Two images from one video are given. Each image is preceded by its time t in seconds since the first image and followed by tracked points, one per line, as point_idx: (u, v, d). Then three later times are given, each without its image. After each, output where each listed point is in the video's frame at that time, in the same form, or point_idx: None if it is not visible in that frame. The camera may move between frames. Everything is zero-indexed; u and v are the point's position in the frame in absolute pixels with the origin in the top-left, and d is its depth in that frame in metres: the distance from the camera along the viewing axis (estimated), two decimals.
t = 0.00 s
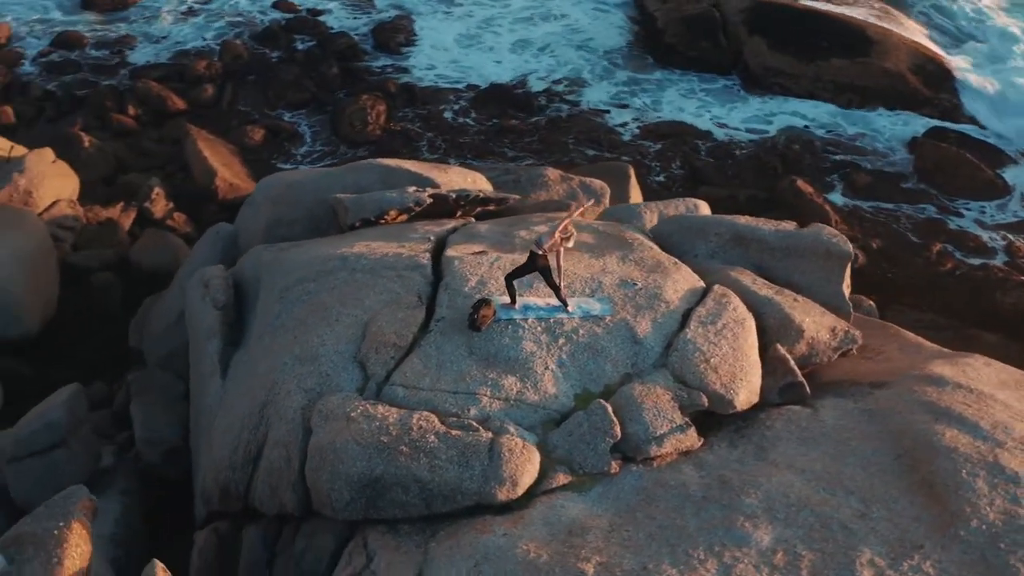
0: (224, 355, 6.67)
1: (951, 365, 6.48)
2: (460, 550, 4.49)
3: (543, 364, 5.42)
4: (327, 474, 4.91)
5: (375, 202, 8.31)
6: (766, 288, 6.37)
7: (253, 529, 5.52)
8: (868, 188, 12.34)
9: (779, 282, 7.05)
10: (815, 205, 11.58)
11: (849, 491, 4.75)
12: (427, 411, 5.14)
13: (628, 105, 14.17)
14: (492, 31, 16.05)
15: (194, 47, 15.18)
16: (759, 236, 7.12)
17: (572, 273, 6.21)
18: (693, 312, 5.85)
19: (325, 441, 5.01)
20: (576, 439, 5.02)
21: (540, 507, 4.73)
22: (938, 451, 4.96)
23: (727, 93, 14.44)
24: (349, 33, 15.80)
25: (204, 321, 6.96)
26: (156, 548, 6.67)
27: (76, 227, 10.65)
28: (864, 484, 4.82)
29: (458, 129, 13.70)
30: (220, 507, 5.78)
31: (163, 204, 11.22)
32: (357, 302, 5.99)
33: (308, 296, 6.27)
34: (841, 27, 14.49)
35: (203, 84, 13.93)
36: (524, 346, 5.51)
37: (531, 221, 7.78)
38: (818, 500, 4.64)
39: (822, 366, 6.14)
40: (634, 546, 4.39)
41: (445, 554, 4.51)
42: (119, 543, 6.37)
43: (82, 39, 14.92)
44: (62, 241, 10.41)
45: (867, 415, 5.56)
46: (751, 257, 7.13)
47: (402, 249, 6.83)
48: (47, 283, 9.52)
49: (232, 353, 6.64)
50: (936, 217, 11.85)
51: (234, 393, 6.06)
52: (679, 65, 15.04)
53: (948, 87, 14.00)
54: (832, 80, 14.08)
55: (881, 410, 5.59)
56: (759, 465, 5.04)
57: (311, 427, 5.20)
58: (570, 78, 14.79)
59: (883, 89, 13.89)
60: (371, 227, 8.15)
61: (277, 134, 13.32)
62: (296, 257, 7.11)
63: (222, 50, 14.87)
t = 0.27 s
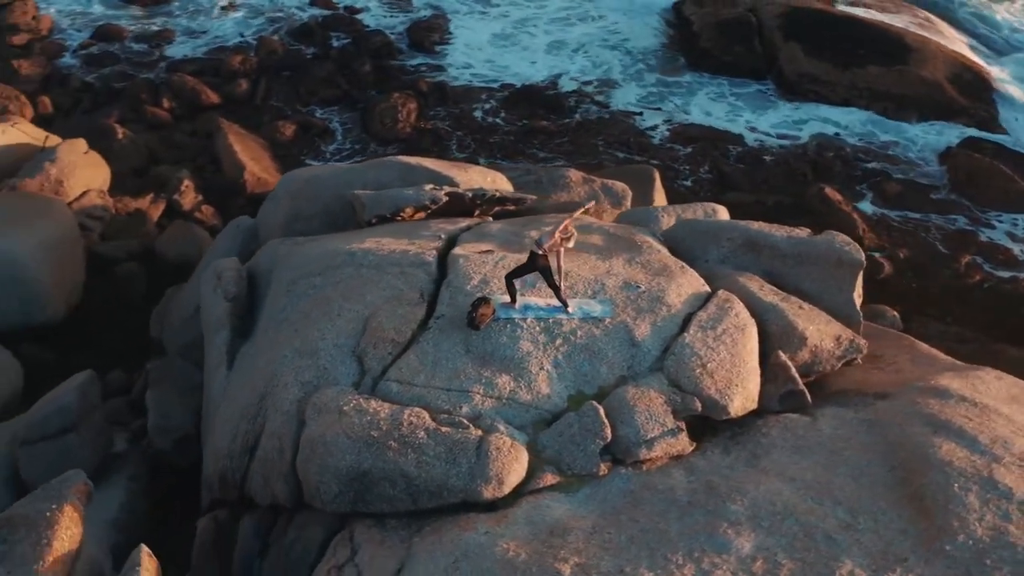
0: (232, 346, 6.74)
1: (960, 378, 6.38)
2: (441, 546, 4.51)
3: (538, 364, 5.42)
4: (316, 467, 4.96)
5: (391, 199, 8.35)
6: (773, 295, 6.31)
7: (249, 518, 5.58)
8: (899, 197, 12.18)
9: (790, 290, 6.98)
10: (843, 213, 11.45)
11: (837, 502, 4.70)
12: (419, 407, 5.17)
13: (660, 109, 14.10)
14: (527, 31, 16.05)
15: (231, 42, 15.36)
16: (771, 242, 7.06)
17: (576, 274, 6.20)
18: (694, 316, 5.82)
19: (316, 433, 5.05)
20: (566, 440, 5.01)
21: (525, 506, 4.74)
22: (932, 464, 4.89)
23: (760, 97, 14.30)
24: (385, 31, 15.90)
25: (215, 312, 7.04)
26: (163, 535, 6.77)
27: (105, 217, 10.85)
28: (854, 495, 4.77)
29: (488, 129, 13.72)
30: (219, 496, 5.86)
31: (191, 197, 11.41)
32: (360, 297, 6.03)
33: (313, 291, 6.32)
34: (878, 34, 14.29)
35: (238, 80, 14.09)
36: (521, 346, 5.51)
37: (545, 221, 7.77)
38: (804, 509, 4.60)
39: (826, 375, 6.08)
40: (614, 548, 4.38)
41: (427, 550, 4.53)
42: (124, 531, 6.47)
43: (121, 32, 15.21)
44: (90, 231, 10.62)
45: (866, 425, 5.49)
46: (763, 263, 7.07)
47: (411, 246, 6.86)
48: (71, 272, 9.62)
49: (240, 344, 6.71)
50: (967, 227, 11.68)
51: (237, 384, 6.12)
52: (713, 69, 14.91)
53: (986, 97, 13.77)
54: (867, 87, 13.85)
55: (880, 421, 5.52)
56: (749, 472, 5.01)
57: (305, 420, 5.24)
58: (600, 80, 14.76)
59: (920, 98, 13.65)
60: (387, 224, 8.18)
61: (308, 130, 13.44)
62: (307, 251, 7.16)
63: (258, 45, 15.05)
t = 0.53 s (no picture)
0: (240, 338, 6.81)
1: (969, 390, 6.27)
2: (423, 541, 4.53)
3: (534, 363, 5.42)
4: (307, 458, 5.00)
5: (408, 196, 8.37)
6: (779, 301, 6.25)
7: (246, 507, 5.65)
8: (930, 206, 12.00)
9: (800, 296, 6.92)
10: (871, 222, 11.29)
11: (824, 511, 4.66)
12: (412, 402, 5.19)
13: (691, 112, 14.02)
14: (562, 31, 16.02)
15: (268, 38, 15.51)
16: (783, 247, 6.99)
17: (579, 275, 6.19)
18: (695, 320, 5.78)
19: (309, 425, 5.10)
20: (555, 440, 5.01)
21: (510, 505, 4.74)
22: (925, 476, 4.83)
23: (791, 101, 14.17)
24: (420, 30, 15.97)
25: (227, 303, 7.12)
26: (170, 522, 6.87)
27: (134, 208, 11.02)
28: (843, 505, 4.72)
29: (518, 128, 13.73)
30: (220, 485, 5.93)
31: (220, 189, 11.53)
32: (363, 292, 6.06)
33: (319, 284, 6.37)
34: (915, 42, 14.09)
35: (272, 75, 14.22)
36: (518, 344, 5.51)
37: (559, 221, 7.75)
38: (789, 517, 4.58)
39: (830, 383, 6.01)
40: (592, 549, 4.38)
41: (409, 545, 4.56)
42: (132, 521, 6.59)
43: (160, 23, 15.41)
44: (118, 221, 10.75)
45: (865, 435, 5.43)
46: (775, 268, 7.01)
47: (420, 242, 6.88)
48: (97, 261, 9.76)
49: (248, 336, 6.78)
50: (998, 239, 11.50)
51: (241, 374, 6.19)
52: (747, 74, 14.74)
53: None
54: (903, 95, 13.63)
55: (879, 431, 5.46)
56: (740, 478, 4.98)
57: (300, 412, 5.29)
58: (630, 80, 14.72)
59: (958, 105, 13.39)
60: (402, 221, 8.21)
61: (339, 125, 13.53)
62: (319, 245, 7.22)
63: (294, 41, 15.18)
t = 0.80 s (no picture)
0: (250, 328, 6.90)
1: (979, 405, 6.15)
2: (403, 535, 4.56)
3: (528, 362, 5.42)
4: (298, 449, 5.06)
5: (427, 193, 8.42)
6: (786, 308, 6.18)
7: (243, 495, 5.72)
8: (967, 218, 11.79)
9: (812, 305, 6.84)
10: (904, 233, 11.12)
11: (808, 521, 4.61)
12: (404, 397, 5.22)
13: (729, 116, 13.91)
14: (603, 32, 15.98)
15: (311, 34, 15.66)
16: (796, 255, 6.92)
17: (583, 276, 6.18)
18: (696, 325, 5.75)
19: (302, 416, 5.15)
20: (544, 440, 5.01)
21: (493, 503, 4.75)
22: (916, 490, 4.75)
23: (828, 107, 14.00)
24: (461, 28, 16.02)
25: (240, 293, 7.21)
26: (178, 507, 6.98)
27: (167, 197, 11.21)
28: (829, 515, 4.67)
29: (553, 129, 13.73)
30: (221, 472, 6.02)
31: (253, 182, 11.70)
32: (367, 287, 6.11)
33: (326, 278, 6.42)
34: (961, 50, 13.78)
35: (311, 70, 14.36)
36: (515, 343, 5.52)
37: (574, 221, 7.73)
38: (772, 526, 4.53)
39: (833, 394, 5.94)
40: (569, 550, 4.38)
41: (390, 538, 4.59)
42: (142, 507, 6.69)
43: (206, 17, 15.65)
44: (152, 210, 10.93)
45: (862, 446, 5.35)
46: (787, 276, 6.94)
47: (430, 239, 6.92)
48: (127, 249, 9.94)
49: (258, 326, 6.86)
50: None
51: (246, 363, 6.27)
52: (788, 80, 14.58)
53: None
54: (945, 104, 13.41)
55: (877, 443, 5.37)
56: (728, 484, 4.94)
57: (295, 402, 5.35)
58: (667, 82, 14.66)
59: (1000, 117, 13.17)
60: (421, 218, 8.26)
61: (375, 122, 13.62)
62: (333, 239, 7.28)
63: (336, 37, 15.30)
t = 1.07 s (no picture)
0: (259, 320, 6.96)
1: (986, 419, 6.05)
2: (387, 529, 4.59)
3: (524, 362, 5.43)
4: (290, 440, 5.11)
5: (444, 191, 8.44)
6: (791, 315, 6.13)
7: (241, 484, 5.78)
8: (999, 230, 11.60)
9: (822, 313, 6.76)
10: (933, 243, 10.96)
11: (793, 528, 4.58)
12: (398, 392, 5.25)
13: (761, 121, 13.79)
14: (638, 34, 15.91)
15: (347, 31, 15.77)
16: (807, 262, 6.85)
17: (587, 276, 6.17)
18: (696, 329, 5.72)
19: (296, 408, 5.20)
20: (534, 439, 5.01)
21: (478, 500, 4.76)
22: (907, 502, 4.69)
23: (861, 114, 13.85)
24: (497, 28, 16.04)
25: (252, 285, 7.29)
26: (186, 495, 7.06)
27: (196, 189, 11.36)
28: (815, 524, 4.63)
29: (583, 130, 13.70)
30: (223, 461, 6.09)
31: (281, 176, 11.83)
32: (371, 282, 6.15)
33: (333, 272, 6.47)
34: (1001, 59, 13.54)
35: (345, 67, 14.46)
36: (512, 341, 5.53)
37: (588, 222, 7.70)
38: (756, 533, 4.51)
39: (835, 403, 5.88)
40: (548, 549, 4.40)
41: (373, 531, 4.62)
42: (149, 493, 6.79)
43: (244, 12, 15.82)
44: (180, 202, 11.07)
45: (859, 456, 5.28)
46: (798, 283, 6.87)
47: (440, 236, 6.94)
48: (152, 241, 10.04)
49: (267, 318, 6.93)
50: None
51: (251, 354, 6.33)
52: (824, 85, 14.42)
53: None
54: (982, 113, 13.20)
55: (875, 453, 5.30)
56: (717, 489, 4.91)
57: (291, 394, 5.40)
58: (699, 85, 14.59)
59: None
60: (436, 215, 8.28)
61: (406, 120, 13.68)
62: (345, 233, 7.33)
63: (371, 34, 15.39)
